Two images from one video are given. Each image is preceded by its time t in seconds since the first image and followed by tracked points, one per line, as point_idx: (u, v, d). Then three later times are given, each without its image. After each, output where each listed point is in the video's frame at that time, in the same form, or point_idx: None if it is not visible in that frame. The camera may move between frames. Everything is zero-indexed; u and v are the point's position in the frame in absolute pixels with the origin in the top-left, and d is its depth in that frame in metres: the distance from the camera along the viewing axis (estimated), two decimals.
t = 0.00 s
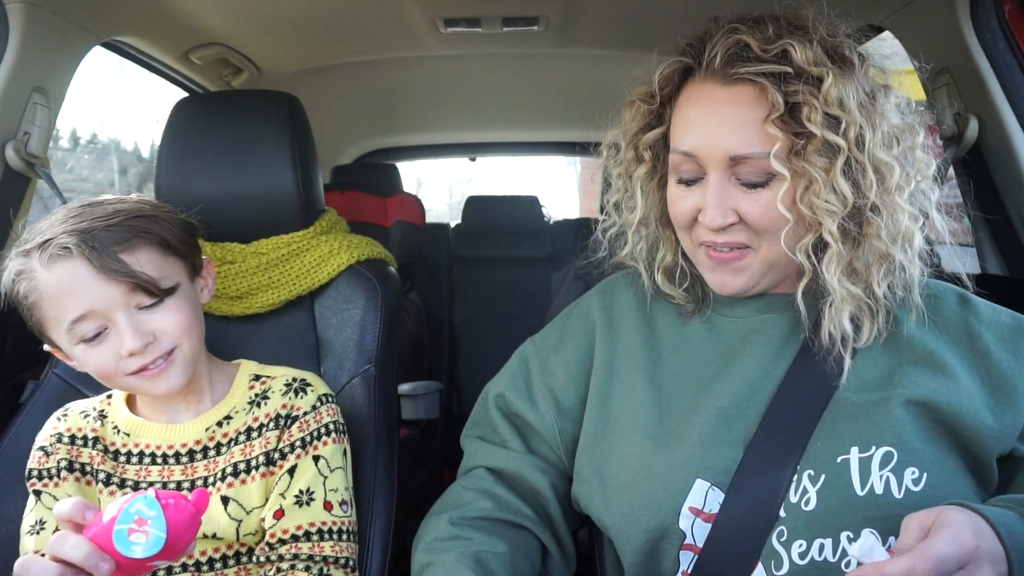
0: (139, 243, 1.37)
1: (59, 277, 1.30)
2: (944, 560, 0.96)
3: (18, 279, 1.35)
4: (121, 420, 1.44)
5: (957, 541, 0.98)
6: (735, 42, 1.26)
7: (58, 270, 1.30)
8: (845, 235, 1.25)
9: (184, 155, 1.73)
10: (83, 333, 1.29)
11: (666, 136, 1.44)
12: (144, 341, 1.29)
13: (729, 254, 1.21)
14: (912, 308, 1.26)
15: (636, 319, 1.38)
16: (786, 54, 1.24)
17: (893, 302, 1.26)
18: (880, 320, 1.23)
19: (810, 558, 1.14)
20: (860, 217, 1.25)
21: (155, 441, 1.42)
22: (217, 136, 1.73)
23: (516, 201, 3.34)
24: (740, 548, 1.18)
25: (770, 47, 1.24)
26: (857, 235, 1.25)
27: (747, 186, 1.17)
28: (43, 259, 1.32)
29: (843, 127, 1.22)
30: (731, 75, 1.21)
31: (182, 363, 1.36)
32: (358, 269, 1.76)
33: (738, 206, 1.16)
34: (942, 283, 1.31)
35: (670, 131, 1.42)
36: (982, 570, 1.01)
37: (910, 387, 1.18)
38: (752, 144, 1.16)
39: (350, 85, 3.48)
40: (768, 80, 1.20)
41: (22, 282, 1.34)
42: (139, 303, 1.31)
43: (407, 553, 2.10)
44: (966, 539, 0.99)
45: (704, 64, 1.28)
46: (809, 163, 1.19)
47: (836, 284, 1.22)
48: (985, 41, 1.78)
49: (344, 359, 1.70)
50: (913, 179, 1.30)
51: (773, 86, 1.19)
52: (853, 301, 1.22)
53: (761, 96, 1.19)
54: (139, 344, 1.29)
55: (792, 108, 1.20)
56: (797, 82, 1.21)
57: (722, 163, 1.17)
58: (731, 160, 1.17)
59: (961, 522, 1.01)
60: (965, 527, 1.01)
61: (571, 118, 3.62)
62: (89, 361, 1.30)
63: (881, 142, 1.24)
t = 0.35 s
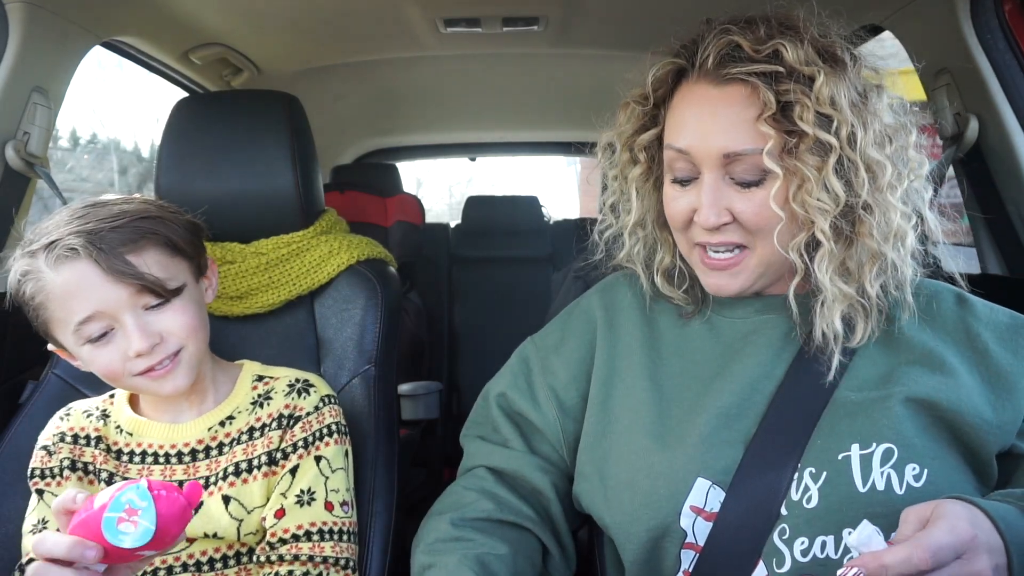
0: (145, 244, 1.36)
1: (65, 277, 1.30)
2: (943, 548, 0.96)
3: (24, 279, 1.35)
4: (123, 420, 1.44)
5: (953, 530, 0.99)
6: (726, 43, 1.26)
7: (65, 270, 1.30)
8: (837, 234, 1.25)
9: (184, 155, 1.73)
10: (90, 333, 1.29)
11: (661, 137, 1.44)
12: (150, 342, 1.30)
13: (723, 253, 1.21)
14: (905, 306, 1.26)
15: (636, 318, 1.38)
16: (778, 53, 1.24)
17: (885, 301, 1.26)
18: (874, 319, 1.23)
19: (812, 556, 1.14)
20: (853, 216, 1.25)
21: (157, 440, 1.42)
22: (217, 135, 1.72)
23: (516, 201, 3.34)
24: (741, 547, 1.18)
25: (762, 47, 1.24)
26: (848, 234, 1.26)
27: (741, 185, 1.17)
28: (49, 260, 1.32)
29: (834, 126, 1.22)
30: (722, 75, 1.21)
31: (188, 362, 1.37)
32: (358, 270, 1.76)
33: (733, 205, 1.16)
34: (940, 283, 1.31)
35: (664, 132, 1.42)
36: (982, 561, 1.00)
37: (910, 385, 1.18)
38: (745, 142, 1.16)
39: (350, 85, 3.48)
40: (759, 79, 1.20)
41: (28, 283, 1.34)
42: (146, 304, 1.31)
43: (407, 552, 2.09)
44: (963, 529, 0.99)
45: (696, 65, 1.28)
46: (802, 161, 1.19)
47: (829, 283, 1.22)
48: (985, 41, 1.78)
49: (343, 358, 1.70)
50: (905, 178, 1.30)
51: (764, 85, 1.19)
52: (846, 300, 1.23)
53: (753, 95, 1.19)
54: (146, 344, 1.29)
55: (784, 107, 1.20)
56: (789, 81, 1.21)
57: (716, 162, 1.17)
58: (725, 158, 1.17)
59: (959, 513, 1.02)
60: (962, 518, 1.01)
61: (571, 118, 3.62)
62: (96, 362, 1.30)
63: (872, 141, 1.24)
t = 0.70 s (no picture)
0: (158, 236, 1.37)
1: (74, 260, 1.31)
2: (949, 543, 0.97)
3: (35, 259, 1.36)
4: (124, 416, 1.44)
5: (959, 525, 0.99)
6: (726, 41, 1.26)
7: (75, 253, 1.31)
8: (837, 230, 1.25)
9: (184, 155, 1.73)
10: (89, 317, 1.28)
11: (662, 137, 1.44)
12: (145, 331, 1.28)
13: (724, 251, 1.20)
14: (905, 305, 1.27)
15: (637, 318, 1.38)
16: (777, 51, 1.24)
17: (884, 298, 1.26)
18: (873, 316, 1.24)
19: (814, 555, 1.15)
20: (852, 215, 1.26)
21: (158, 435, 1.42)
22: (217, 135, 1.73)
23: (516, 201, 3.34)
24: (743, 546, 1.18)
25: (761, 45, 1.24)
26: (848, 231, 1.26)
27: (742, 181, 1.17)
28: (61, 241, 1.33)
29: (833, 122, 1.22)
30: (722, 73, 1.22)
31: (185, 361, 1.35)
32: (358, 270, 1.76)
33: (733, 202, 1.16)
34: (940, 283, 1.31)
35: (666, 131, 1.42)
36: (987, 555, 1.01)
37: (911, 385, 1.18)
38: (745, 139, 1.16)
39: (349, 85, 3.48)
40: (759, 77, 1.20)
41: (38, 262, 1.35)
42: (148, 293, 1.31)
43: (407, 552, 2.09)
44: (968, 523, 0.99)
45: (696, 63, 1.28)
46: (801, 158, 1.19)
47: (829, 280, 1.22)
48: (985, 41, 1.78)
49: (344, 358, 1.70)
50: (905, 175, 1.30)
51: (763, 82, 1.20)
52: (846, 297, 1.23)
53: (753, 92, 1.19)
54: (142, 333, 1.28)
55: (784, 104, 1.21)
56: (788, 78, 1.21)
57: (717, 157, 1.17)
58: (725, 154, 1.17)
59: (964, 507, 1.02)
60: (967, 513, 1.01)
61: (571, 118, 3.61)
62: (92, 346, 1.29)
63: (872, 138, 1.24)
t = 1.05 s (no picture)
0: (176, 228, 1.35)
1: (91, 246, 1.29)
2: (956, 541, 0.97)
3: (53, 242, 1.35)
4: (131, 417, 1.39)
5: (965, 522, 0.99)
6: (726, 41, 1.26)
7: (92, 239, 1.30)
8: (838, 229, 1.25)
9: (184, 155, 1.73)
10: (101, 305, 1.27)
11: (663, 135, 1.44)
12: (155, 323, 1.26)
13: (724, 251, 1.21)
14: (905, 304, 1.27)
15: (638, 317, 1.38)
16: (777, 50, 1.24)
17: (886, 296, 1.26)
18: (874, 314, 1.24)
19: (815, 555, 1.15)
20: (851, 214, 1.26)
21: (170, 437, 1.38)
22: (217, 135, 1.73)
23: (516, 201, 3.34)
24: (744, 546, 1.18)
25: (761, 45, 1.24)
26: (849, 229, 1.26)
27: (743, 179, 1.17)
28: (81, 226, 1.32)
29: (834, 122, 1.22)
30: (722, 73, 1.22)
31: (193, 357, 1.32)
32: (358, 269, 1.76)
33: (734, 201, 1.16)
34: (941, 284, 1.32)
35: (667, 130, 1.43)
36: (993, 554, 1.01)
37: (912, 385, 1.18)
38: (745, 137, 1.17)
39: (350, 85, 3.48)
40: (758, 76, 1.20)
41: (55, 246, 1.34)
42: (161, 285, 1.28)
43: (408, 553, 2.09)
44: (974, 521, 1.00)
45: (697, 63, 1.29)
46: (802, 157, 1.19)
47: (830, 278, 1.22)
48: (985, 40, 1.78)
49: (344, 358, 1.70)
50: (907, 173, 1.30)
51: (763, 82, 1.20)
52: (847, 295, 1.23)
53: (753, 91, 1.19)
54: (150, 324, 1.25)
55: (784, 103, 1.21)
56: (788, 78, 1.22)
57: (718, 157, 1.17)
58: (726, 153, 1.17)
59: (970, 506, 1.02)
60: (974, 510, 1.02)
61: (571, 118, 3.62)
62: (101, 332, 1.28)
63: (872, 136, 1.24)
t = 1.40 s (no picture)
0: (222, 228, 1.34)
1: (140, 238, 1.28)
2: (948, 554, 0.97)
3: (97, 231, 1.34)
4: (147, 415, 1.35)
5: (958, 534, 0.99)
6: (724, 44, 1.26)
7: (142, 231, 1.29)
8: (836, 235, 1.25)
9: (184, 155, 1.73)
10: (142, 295, 1.25)
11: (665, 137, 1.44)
12: (195, 319, 1.23)
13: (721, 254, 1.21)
14: (906, 307, 1.27)
15: (640, 320, 1.38)
16: (775, 55, 1.24)
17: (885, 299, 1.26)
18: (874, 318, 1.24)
19: (815, 558, 1.15)
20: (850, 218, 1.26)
21: (185, 438, 1.33)
22: (217, 136, 1.73)
23: (516, 201, 3.35)
24: (744, 547, 1.18)
25: (759, 49, 1.24)
26: (846, 235, 1.26)
27: (740, 183, 1.18)
28: (131, 217, 1.31)
29: (831, 128, 1.22)
30: (720, 77, 1.22)
31: (228, 356, 1.29)
32: (358, 270, 1.76)
33: (731, 206, 1.17)
34: (943, 286, 1.32)
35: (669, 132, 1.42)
36: (989, 565, 1.01)
37: (914, 390, 1.18)
38: (742, 142, 1.16)
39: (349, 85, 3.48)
40: (756, 81, 1.20)
41: (99, 235, 1.33)
42: (204, 282, 1.26)
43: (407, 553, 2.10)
44: (969, 533, 1.00)
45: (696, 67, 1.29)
46: (797, 163, 1.19)
47: (826, 283, 1.22)
48: (985, 41, 1.78)
49: (344, 359, 1.70)
50: (907, 178, 1.30)
51: (760, 87, 1.20)
52: (846, 300, 1.23)
53: (749, 96, 1.19)
54: (190, 319, 1.23)
55: (781, 109, 1.20)
56: (785, 83, 1.21)
57: (715, 161, 1.17)
58: (723, 158, 1.17)
59: (966, 516, 1.02)
60: (968, 521, 1.02)
61: (571, 118, 3.61)
62: (138, 323, 1.25)
63: (870, 142, 1.24)
